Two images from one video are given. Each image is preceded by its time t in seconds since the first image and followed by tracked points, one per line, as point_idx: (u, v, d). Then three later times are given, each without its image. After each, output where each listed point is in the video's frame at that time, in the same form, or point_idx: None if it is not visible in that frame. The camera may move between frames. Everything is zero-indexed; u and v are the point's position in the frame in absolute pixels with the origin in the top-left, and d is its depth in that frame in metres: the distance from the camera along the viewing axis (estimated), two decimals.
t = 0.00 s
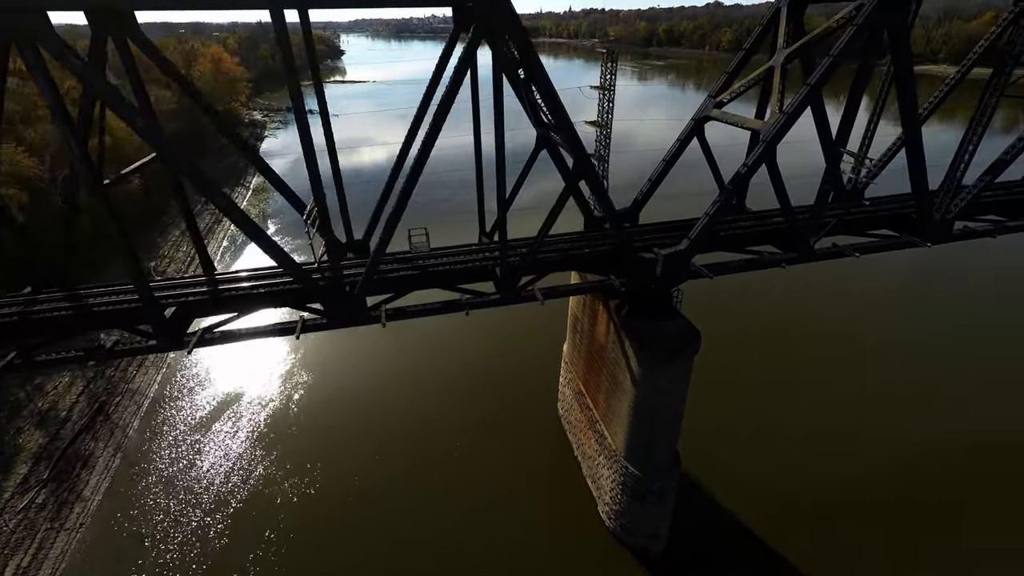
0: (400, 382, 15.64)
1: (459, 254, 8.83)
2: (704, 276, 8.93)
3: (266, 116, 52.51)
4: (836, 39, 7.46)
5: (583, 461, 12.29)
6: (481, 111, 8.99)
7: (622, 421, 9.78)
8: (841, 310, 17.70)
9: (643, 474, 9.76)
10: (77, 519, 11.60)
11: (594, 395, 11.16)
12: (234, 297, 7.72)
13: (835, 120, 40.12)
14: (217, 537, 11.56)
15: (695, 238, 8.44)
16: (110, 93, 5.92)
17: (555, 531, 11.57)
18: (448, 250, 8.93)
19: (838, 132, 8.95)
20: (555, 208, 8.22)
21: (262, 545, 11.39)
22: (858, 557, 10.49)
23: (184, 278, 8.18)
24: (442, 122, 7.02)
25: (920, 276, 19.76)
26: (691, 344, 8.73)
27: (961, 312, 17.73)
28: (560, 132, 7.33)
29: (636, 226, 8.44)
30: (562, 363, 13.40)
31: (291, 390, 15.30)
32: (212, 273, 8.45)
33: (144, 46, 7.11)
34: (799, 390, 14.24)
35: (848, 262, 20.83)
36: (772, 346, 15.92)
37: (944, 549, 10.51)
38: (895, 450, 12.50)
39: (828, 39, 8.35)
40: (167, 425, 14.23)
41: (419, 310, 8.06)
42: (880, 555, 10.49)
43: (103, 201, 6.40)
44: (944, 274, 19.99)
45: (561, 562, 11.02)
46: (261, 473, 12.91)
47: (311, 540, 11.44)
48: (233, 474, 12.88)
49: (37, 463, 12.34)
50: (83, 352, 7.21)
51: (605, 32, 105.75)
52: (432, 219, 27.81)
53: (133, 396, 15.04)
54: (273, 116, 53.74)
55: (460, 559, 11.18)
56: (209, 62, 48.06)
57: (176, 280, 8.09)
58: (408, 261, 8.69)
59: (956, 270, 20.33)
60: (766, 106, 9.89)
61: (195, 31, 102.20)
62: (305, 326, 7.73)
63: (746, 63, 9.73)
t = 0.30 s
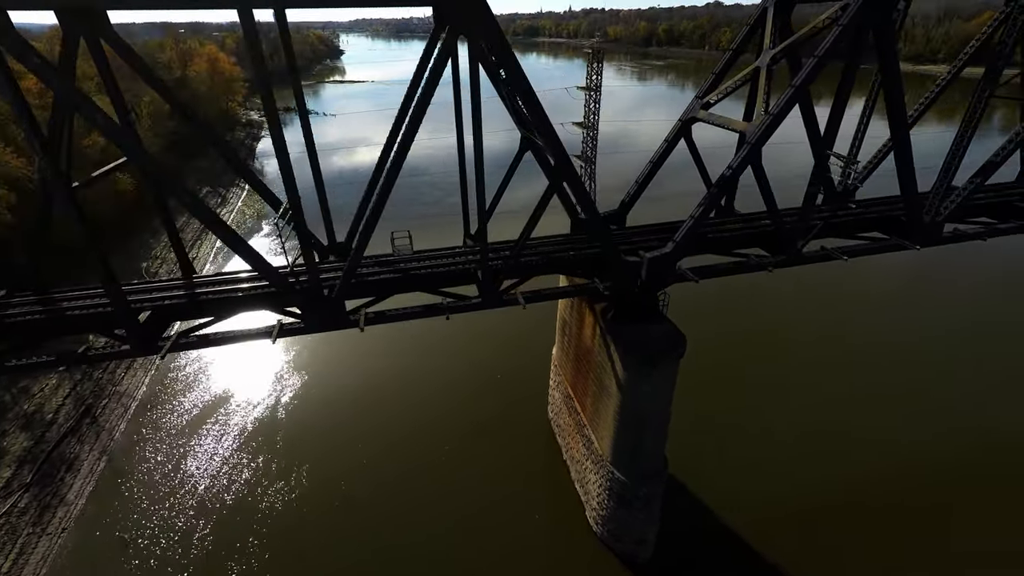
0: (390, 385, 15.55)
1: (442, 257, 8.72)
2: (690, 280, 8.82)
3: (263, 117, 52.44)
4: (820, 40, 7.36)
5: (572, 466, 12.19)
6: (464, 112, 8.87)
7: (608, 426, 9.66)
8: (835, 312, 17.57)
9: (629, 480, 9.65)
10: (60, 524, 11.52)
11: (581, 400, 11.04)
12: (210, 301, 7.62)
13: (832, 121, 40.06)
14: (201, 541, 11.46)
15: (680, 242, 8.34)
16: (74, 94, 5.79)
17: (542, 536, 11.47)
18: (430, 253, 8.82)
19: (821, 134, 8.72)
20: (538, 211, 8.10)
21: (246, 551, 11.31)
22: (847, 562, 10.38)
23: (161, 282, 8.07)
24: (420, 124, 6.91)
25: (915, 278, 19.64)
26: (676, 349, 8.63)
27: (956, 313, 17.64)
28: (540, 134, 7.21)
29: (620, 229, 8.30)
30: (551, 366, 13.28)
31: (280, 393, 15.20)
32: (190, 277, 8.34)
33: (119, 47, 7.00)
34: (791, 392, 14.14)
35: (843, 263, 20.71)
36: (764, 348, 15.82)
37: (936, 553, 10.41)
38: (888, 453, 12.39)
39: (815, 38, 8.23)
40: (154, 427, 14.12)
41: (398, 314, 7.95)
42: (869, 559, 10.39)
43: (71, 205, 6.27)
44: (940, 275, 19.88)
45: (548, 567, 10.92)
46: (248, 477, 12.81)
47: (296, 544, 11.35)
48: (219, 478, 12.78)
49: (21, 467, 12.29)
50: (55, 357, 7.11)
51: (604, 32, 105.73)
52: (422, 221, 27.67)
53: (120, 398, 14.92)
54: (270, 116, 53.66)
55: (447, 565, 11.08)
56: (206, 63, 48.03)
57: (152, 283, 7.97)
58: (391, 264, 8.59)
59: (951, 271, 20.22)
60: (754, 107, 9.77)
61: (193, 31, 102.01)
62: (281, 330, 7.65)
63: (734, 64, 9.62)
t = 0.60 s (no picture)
0: (380, 388, 15.46)
1: (422, 260, 8.59)
2: (675, 284, 8.69)
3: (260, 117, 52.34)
4: (804, 43, 7.26)
5: (560, 470, 12.07)
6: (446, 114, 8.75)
7: (594, 432, 9.55)
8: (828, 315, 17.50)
9: (615, 486, 9.53)
10: (42, 528, 11.43)
11: (569, 404, 10.93)
12: (186, 306, 7.51)
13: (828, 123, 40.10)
14: (184, 546, 11.35)
15: (665, 244, 8.20)
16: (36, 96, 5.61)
17: (530, 543, 11.38)
18: (412, 257, 8.69)
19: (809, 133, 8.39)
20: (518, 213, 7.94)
21: (229, 556, 11.20)
22: (837, 569, 10.28)
23: (138, 286, 7.95)
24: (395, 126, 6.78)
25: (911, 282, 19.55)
26: (661, 354, 8.52)
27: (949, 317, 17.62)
28: (521, 136, 7.09)
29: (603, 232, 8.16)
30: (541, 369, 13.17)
31: (268, 396, 15.09)
32: (167, 281, 8.21)
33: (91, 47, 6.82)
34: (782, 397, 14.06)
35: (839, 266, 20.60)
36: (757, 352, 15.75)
37: (927, 560, 10.31)
38: (879, 458, 12.30)
39: (802, 38, 8.12)
40: (140, 431, 14.01)
41: (376, 319, 7.85)
42: (860, 567, 10.28)
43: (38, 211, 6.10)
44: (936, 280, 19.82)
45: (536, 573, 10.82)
46: (234, 482, 12.70)
47: (282, 551, 11.26)
48: (205, 483, 12.66)
49: (4, 471, 12.23)
50: (26, 362, 6.98)
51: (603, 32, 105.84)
52: (414, 222, 27.56)
53: (108, 401, 14.82)
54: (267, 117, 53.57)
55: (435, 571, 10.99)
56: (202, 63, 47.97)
57: (127, 288, 7.84)
58: (372, 268, 8.48)
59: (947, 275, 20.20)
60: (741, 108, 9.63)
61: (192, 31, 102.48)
62: (258, 335, 7.53)
63: (721, 65, 9.52)
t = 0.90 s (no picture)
0: (370, 390, 15.38)
1: (403, 264, 8.49)
2: (658, 288, 8.59)
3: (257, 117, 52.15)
4: (788, 44, 7.14)
5: (548, 475, 11.96)
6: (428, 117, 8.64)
7: (579, 437, 9.44)
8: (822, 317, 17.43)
9: (600, 492, 9.42)
10: (24, 534, 11.34)
11: (556, 408, 10.82)
12: (161, 311, 7.40)
13: (826, 125, 40.07)
14: (168, 552, 11.25)
15: (649, 248, 8.09)
16: None
17: (519, 547, 11.28)
18: (392, 260, 8.60)
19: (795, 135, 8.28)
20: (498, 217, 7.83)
21: (212, 562, 11.07)
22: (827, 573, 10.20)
23: (113, 290, 7.84)
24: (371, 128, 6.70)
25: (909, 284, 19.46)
26: (646, 358, 8.43)
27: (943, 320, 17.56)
28: (499, 139, 6.99)
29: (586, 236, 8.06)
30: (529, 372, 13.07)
31: (256, 399, 14.98)
32: (144, 285, 8.10)
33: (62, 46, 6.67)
34: (773, 400, 13.97)
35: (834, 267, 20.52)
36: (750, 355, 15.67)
37: (915, 564, 10.23)
38: (869, 461, 12.21)
39: (786, 39, 8.01)
40: (127, 435, 13.90)
41: (355, 323, 7.75)
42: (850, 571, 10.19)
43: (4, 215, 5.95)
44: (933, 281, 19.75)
45: None
46: (220, 485, 12.60)
47: (268, 555, 11.18)
48: (190, 487, 12.56)
49: None
50: None
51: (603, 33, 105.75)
52: (410, 223, 27.49)
53: (95, 404, 14.70)
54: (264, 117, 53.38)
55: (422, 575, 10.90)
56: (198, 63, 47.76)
57: (103, 292, 7.74)
58: (352, 272, 8.38)
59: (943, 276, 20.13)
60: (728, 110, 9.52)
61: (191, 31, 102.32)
62: (234, 340, 7.42)
63: (708, 66, 9.41)
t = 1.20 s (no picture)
0: (361, 391, 15.27)
1: (385, 268, 8.37)
2: (643, 292, 8.47)
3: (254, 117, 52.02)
4: (772, 44, 7.02)
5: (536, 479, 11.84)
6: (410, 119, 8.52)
7: (565, 442, 9.33)
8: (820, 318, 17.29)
9: (585, 497, 9.31)
10: (6, 539, 11.26)
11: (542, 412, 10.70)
12: (136, 315, 7.29)
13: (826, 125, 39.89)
14: (151, 557, 11.15)
15: (633, 251, 7.97)
16: None
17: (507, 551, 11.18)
18: (374, 263, 8.48)
19: (781, 137, 8.16)
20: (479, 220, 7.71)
21: (194, 568, 10.94)
22: None
23: (89, 294, 7.73)
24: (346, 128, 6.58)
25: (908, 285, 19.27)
26: (631, 362, 8.31)
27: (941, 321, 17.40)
28: (478, 141, 6.87)
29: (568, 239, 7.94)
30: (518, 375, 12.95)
31: (245, 402, 14.87)
32: (120, 289, 7.99)
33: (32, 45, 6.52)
34: (765, 402, 13.84)
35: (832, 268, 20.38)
36: (744, 357, 15.55)
37: (905, 570, 10.10)
38: (860, 466, 12.08)
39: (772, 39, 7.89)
40: (114, 438, 13.80)
41: (334, 328, 7.63)
42: None
43: None
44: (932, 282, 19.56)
45: None
46: (206, 489, 12.49)
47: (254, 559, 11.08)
48: (176, 491, 12.45)
49: None
50: None
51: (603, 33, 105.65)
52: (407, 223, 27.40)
53: (82, 406, 14.59)
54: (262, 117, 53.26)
55: None
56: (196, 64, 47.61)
57: (78, 296, 7.63)
58: (332, 275, 8.27)
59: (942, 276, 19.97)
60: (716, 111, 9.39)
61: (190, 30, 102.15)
62: (210, 345, 7.31)
63: (695, 66, 9.28)
